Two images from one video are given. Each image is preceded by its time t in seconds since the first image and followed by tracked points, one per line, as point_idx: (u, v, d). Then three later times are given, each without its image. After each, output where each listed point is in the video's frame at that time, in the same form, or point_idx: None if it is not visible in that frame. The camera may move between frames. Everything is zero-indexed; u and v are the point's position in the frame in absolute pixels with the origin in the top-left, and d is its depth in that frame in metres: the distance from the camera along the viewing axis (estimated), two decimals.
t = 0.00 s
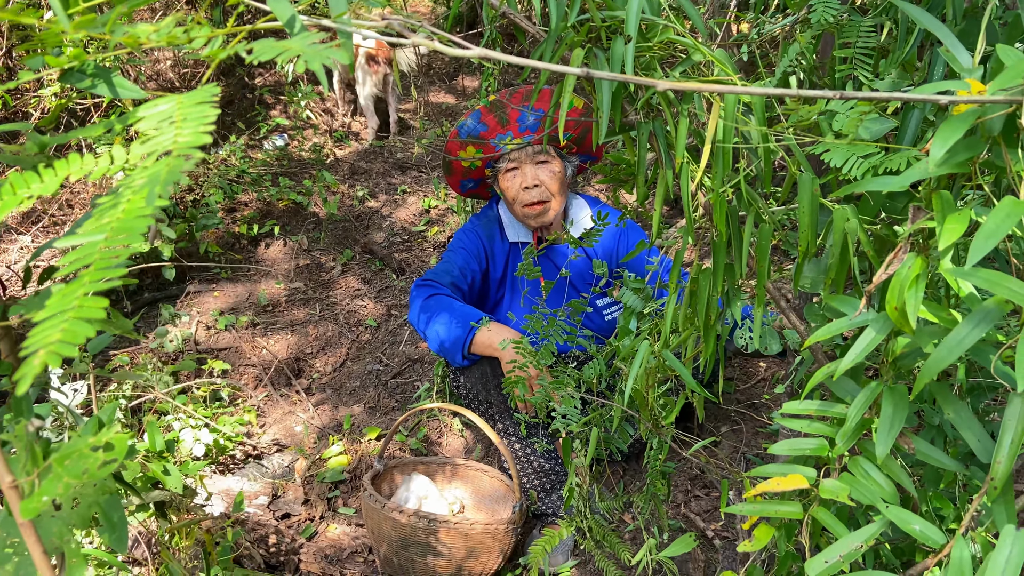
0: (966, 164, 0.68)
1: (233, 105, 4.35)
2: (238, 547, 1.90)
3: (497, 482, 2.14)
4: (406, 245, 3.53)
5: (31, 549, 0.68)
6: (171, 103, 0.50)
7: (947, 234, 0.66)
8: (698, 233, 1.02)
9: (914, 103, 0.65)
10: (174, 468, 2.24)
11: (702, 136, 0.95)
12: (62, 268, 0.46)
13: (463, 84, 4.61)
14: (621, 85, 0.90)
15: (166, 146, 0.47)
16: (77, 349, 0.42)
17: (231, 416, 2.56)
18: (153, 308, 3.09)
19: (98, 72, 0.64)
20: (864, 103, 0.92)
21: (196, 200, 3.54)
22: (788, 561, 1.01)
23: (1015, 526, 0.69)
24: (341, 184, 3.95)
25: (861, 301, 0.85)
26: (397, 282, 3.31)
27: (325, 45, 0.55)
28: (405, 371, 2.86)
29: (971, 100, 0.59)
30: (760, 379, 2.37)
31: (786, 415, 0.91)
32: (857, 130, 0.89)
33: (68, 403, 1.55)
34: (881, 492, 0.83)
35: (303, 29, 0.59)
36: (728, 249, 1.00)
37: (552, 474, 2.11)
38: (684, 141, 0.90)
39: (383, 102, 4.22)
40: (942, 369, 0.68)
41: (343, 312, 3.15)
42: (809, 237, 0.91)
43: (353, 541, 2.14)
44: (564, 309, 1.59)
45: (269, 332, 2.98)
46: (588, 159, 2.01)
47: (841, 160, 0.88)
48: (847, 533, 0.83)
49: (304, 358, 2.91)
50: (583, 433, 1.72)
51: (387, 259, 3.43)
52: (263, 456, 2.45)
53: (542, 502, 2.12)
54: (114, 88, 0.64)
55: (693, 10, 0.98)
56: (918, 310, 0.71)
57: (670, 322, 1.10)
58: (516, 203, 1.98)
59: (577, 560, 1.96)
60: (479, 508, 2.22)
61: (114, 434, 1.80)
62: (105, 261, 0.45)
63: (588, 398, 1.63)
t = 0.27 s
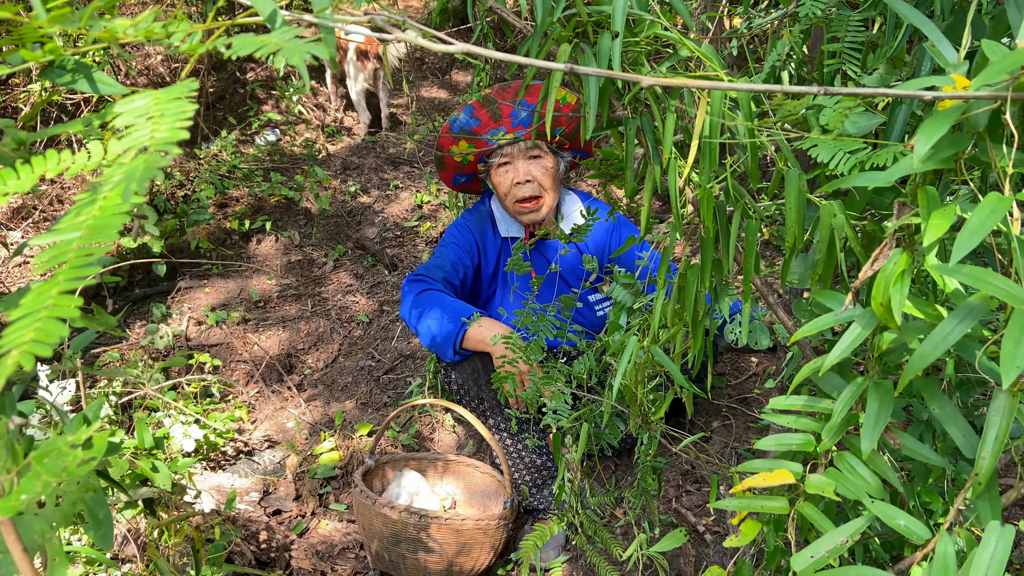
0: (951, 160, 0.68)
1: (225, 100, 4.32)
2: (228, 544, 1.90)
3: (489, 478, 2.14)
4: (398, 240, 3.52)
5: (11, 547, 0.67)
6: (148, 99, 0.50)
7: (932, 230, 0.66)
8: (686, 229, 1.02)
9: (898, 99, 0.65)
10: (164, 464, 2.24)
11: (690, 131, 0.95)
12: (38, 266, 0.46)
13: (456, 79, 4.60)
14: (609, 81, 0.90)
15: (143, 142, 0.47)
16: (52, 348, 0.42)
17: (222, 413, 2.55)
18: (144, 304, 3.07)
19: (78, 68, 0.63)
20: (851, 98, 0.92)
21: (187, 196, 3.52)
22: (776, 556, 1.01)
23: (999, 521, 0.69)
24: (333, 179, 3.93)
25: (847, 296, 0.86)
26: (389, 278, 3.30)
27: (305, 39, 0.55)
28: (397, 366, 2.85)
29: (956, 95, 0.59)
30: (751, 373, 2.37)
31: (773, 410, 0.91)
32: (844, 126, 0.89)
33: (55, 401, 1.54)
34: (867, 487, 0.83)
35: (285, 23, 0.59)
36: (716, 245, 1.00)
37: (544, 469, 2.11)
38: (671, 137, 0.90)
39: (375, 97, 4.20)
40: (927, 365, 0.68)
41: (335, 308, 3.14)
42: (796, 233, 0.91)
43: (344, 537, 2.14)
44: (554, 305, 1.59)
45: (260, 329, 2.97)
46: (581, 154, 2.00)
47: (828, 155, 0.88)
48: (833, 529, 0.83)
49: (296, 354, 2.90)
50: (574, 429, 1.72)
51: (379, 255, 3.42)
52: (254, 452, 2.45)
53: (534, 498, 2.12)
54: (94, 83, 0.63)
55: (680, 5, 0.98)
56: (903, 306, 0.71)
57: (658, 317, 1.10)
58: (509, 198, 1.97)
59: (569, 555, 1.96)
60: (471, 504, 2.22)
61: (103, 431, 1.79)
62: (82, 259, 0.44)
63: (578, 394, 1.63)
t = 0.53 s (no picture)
0: (940, 153, 0.68)
1: (217, 96, 4.30)
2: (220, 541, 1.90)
3: (482, 474, 2.14)
4: (392, 237, 3.51)
5: None
6: (129, 90, 0.50)
7: (920, 224, 0.66)
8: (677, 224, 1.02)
9: (887, 92, 0.65)
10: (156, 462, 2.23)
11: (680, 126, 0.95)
12: (16, 258, 0.45)
13: (450, 75, 4.58)
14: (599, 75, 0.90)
15: (123, 135, 0.46)
16: (29, 343, 0.42)
17: (215, 410, 2.54)
18: (136, 301, 3.06)
19: (61, 61, 0.62)
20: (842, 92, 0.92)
21: (179, 192, 3.51)
22: (767, 551, 1.01)
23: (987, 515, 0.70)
24: (327, 176, 3.92)
25: (836, 291, 0.86)
26: (383, 274, 3.29)
27: (287, 31, 0.54)
28: (390, 363, 2.85)
29: (945, 88, 0.59)
30: (745, 369, 2.38)
31: (762, 405, 0.91)
32: (835, 120, 0.89)
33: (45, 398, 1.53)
34: (857, 482, 0.83)
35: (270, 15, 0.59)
36: (706, 240, 1.00)
37: (537, 466, 2.11)
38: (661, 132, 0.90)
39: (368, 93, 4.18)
40: (915, 359, 0.68)
41: (328, 305, 3.13)
42: (786, 227, 0.91)
43: (337, 534, 2.14)
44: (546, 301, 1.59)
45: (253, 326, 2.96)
46: (576, 150, 2.00)
47: (818, 150, 0.88)
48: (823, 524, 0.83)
49: (289, 351, 2.89)
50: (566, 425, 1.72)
51: (373, 251, 3.41)
52: (247, 449, 2.44)
53: (528, 494, 2.12)
54: (76, 76, 0.62)
55: None
56: (892, 300, 0.71)
57: (650, 313, 1.10)
58: (503, 193, 1.97)
59: (562, 551, 1.96)
60: (464, 500, 2.22)
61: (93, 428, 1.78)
62: (59, 253, 0.44)
63: (570, 390, 1.63)
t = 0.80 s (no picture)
0: (941, 153, 0.68)
1: (213, 95, 4.29)
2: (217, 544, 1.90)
3: (480, 475, 2.14)
4: (388, 236, 3.50)
5: None
6: (125, 91, 0.49)
7: (922, 224, 0.65)
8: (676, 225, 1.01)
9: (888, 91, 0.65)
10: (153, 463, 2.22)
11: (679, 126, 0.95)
12: (10, 261, 0.45)
13: (446, 74, 4.57)
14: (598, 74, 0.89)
15: (119, 136, 0.46)
16: (24, 348, 0.41)
17: (212, 411, 2.53)
18: (131, 301, 3.05)
19: (56, 61, 0.62)
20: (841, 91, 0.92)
21: (175, 192, 3.50)
22: (767, 552, 1.01)
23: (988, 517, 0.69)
24: (323, 175, 3.91)
25: (837, 291, 0.85)
26: (379, 274, 3.28)
27: (285, 31, 0.54)
28: (387, 363, 2.84)
29: (946, 87, 0.59)
30: (742, 368, 2.38)
31: (763, 406, 0.91)
32: (834, 120, 0.88)
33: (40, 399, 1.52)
34: (858, 483, 0.83)
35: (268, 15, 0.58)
36: (706, 240, 0.99)
37: (535, 466, 2.10)
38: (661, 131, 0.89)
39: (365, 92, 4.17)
40: (917, 360, 0.67)
41: (325, 305, 3.12)
42: (785, 227, 0.91)
43: (335, 535, 2.13)
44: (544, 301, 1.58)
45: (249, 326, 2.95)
46: (572, 149, 1.99)
47: (818, 150, 0.88)
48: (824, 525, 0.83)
49: (286, 351, 2.88)
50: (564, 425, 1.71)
51: (369, 251, 3.40)
52: (244, 449, 2.43)
53: (526, 494, 2.12)
54: (72, 76, 0.62)
55: None
56: (893, 300, 0.70)
57: (649, 313, 1.10)
58: (500, 192, 1.96)
59: (560, 551, 1.96)
60: (461, 500, 2.21)
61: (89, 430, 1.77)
62: (55, 256, 0.43)
63: (568, 390, 1.62)
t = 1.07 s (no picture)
0: (946, 155, 0.67)
1: (209, 96, 4.27)
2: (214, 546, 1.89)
3: (478, 477, 2.13)
4: (385, 237, 3.49)
5: None
6: (120, 93, 0.48)
7: (927, 226, 0.64)
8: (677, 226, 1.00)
9: (893, 92, 0.64)
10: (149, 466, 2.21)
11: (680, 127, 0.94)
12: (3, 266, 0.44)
13: (443, 74, 4.56)
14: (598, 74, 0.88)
15: (114, 139, 0.45)
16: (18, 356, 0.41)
17: (208, 413, 2.52)
18: (127, 303, 3.03)
19: (50, 62, 0.61)
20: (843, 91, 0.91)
21: (171, 193, 3.48)
22: (769, 555, 1.00)
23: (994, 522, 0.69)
24: (320, 176, 3.89)
25: (840, 293, 0.84)
26: (377, 275, 3.27)
27: (283, 31, 0.53)
28: (385, 364, 2.83)
29: (952, 88, 0.58)
30: (740, 369, 2.37)
31: (765, 408, 0.90)
32: (836, 121, 0.88)
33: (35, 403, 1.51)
34: (861, 487, 0.82)
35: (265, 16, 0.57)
36: (707, 242, 0.99)
37: (533, 467, 2.09)
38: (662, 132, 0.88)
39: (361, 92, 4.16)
40: (922, 364, 0.66)
41: (322, 306, 3.11)
42: (787, 229, 0.90)
43: (333, 538, 2.12)
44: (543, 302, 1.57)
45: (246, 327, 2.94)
46: (569, 149, 1.98)
47: (820, 150, 0.87)
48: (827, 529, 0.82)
49: (283, 353, 2.86)
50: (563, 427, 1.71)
51: (366, 252, 3.38)
52: (241, 452, 2.42)
53: (524, 496, 2.11)
54: (66, 78, 0.61)
55: None
56: (898, 303, 0.70)
57: (649, 315, 1.09)
58: (497, 193, 1.95)
59: (559, 553, 1.95)
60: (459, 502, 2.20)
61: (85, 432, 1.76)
62: (49, 262, 0.43)
63: (567, 392, 1.61)
